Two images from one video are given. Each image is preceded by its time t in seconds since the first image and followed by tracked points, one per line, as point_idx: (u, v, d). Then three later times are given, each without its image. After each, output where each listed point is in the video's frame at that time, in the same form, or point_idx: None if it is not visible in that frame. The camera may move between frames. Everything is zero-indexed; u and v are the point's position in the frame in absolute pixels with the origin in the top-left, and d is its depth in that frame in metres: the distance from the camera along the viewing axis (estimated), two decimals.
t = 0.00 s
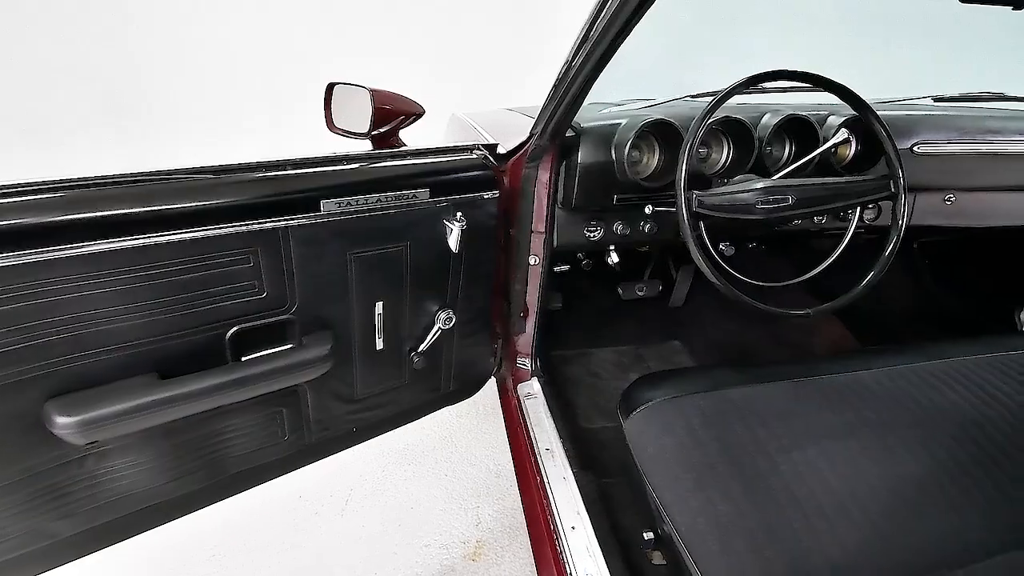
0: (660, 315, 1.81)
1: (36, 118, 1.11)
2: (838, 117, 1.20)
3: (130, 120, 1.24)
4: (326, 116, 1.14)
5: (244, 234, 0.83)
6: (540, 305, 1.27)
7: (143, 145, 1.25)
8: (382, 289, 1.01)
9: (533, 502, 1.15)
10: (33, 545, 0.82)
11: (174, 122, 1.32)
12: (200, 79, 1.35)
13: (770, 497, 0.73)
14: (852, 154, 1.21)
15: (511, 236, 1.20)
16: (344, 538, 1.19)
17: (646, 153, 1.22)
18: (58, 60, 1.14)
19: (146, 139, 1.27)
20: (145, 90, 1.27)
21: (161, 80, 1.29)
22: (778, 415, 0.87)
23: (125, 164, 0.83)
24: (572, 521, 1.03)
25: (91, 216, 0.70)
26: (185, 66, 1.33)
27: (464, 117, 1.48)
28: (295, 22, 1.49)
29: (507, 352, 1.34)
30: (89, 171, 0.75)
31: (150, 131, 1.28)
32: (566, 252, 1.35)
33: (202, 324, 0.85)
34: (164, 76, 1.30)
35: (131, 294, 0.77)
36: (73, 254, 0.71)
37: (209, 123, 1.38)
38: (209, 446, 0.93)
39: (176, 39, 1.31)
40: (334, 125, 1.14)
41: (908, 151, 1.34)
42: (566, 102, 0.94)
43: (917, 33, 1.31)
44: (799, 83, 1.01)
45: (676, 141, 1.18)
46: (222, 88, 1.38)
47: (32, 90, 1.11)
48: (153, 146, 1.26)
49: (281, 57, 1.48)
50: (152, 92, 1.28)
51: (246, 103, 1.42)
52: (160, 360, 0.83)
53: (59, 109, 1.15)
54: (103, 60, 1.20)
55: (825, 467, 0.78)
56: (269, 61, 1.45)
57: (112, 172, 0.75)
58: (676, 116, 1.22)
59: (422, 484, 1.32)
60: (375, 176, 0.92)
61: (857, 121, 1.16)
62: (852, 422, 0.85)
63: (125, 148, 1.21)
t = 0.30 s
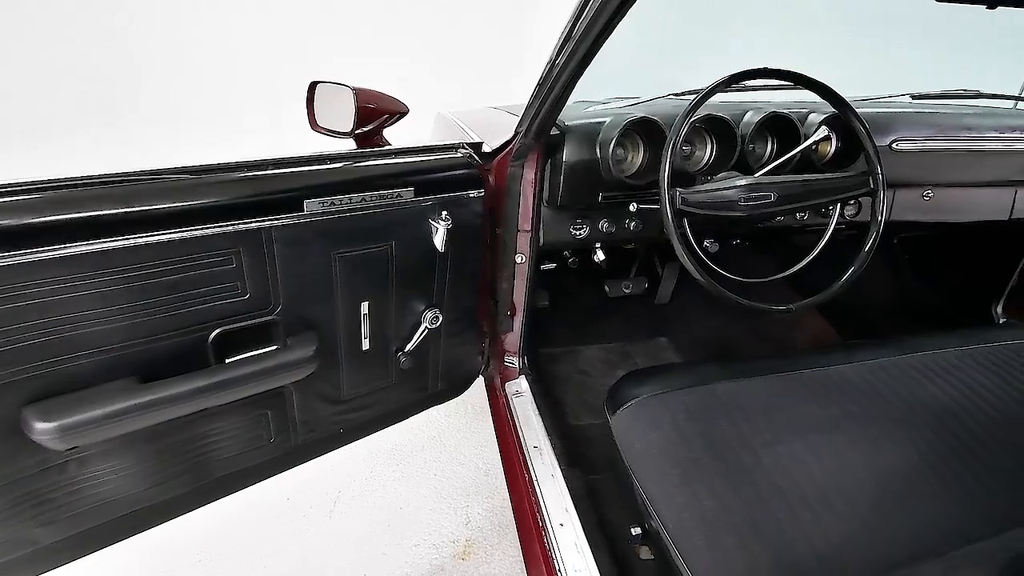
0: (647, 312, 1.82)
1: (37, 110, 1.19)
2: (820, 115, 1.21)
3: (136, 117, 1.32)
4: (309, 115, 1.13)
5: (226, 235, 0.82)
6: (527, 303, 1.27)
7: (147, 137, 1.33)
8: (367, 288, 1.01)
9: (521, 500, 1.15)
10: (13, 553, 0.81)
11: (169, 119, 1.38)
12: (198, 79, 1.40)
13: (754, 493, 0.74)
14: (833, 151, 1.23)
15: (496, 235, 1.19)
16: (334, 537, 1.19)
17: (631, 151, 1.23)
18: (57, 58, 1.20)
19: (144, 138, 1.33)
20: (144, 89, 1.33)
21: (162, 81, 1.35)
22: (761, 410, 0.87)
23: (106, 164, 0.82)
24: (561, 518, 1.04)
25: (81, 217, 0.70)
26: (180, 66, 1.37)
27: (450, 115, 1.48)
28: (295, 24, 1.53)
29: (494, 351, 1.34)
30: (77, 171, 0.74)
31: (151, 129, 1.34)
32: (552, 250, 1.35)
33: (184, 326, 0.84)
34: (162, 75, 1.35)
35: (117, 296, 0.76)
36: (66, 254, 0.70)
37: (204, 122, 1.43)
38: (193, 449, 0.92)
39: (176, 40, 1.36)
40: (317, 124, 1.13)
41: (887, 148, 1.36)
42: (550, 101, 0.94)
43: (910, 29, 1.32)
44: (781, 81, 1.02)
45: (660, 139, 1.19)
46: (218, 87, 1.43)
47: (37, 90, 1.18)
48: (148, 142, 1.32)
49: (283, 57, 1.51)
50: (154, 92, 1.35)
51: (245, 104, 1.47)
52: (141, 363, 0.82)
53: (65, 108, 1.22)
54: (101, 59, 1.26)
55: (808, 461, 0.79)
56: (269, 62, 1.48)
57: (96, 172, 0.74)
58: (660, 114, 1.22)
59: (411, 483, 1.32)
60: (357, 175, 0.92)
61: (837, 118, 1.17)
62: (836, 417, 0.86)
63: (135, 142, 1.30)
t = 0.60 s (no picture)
0: (633, 309, 1.83)
1: (39, 111, 1.20)
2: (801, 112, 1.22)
3: (136, 113, 1.34)
4: (292, 115, 1.12)
5: (208, 235, 0.81)
6: (514, 301, 1.27)
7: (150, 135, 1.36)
8: (352, 288, 1.00)
9: (511, 498, 1.15)
10: None
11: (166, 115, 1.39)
12: (194, 75, 1.42)
13: (741, 486, 0.74)
14: (814, 148, 1.25)
15: (483, 233, 1.19)
16: (323, 540, 1.18)
17: (616, 149, 1.23)
18: (57, 58, 1.21)
19: (141, 131, 1.34)
20: (140, 87, 1.34)
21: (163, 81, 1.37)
22: (747, 404, 0.87)
23: (88, 163, 0.81)
24: (550, 515, 1.04)
25: (69, 217, 0.70)
26: (177, 64, 1.39)
27: (436, 114, 1.47)
28: (295, 23, 1.54)
29: (482, 350, 1.34)
30: (63, 170, 0.73)
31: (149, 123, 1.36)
32: (539, 247, 1.36)
33: (165, 329, 0.83)
34: (158, 74, 1.36)
35: (102, 297, 0.75)
36: (58, 254, 0.70)
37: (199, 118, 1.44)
38: (177, 454, 0.91)
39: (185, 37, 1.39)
40: (300, 123, 1.11)
41: (867, 145, 1.38)
42: (534, 100, 0.94)
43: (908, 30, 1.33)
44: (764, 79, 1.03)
45: (644, 137, 1.20)
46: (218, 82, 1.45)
47: (36, 90, 1.19)
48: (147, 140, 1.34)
49: (283, 58, 1.54)
50: (157, 89, 1.37)
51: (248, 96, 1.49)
52: (122, 367, 0.81)
53: (69, 107, 1.24)
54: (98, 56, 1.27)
55: (794, 453, 0.79)
56: (270, 62, 1.51)
57: (82, 170, 0.74)
58: (644, 112, 1.23)
59: (400, 484, 1.31)
60: (340, 174, 0.91)
61: (818, 116, 1.19)
62: (824, 410, 0.86)
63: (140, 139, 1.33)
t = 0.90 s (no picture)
0: (620, 306, 1.84)
1: (43, 109, 1.27)
2: (783, 111, 1.24)
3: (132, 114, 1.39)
4: (274, 114, 1.11)
5: (189, 237, 0.79)
6: (502, 300, 1.27)
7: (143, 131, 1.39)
8: (338, 289, 0.99)
9: (499, 497, 1.15)
10: None
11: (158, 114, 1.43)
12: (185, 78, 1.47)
13: (728, 482, 0.75)
14: (796, 145, 1.26)
15: (469, 232, 1.19)
16: (311, 542, 1.17)
17: (602, 147, 1.23)
18: (55, 57, 1.28)
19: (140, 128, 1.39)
20: (136, 87, 1.40)
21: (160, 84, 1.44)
22: (732, 399, 0.88)
23: (70, 163, 0.80)
24: (538, 514, 1.05)
25: (73, 217, 0.70)
26: (175, 61, 1.45)
27: (421, 113, 1.47)
28: (294, 23, 1.61)
29: (469, 349, 1.34)
30: (55, 170, 0.73)
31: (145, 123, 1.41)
32: (526, 246, 1.36)
33: (146, 333, 0.82)
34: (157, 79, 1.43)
35: (87, 300, 0.75)
36: (35, 257, 0.69)
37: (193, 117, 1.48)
38: (161, 459, 0.90)
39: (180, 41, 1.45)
40: (282, 122, 1.10)
41: (848, 142, 1.39)
42: (518, 99, 0.94)
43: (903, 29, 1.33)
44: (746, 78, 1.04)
45: (629, 135, 1.20)
46: (213, 81, 1.50)
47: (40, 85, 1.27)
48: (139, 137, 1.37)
49: (281, 57, 1.60)
50: (158, 91, 1.44)
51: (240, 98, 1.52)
52: (103, 372, 0.80)
53: (69, 104, 1.30)
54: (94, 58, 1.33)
55: (779, 448, 0.79)
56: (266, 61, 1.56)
57: (72, 171, 0.73)
58: (628, 111, 1.23)
59: (389, 484, 1.31)
60: (324, 174, 0.90)
61: (800, 114, 1.20)
62: (808, 404, 0.86)
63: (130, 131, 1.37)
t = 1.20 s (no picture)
0: (607, 304, 1.85)
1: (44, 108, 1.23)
2: (764, 109, 1.25)
3: (130, 114, 1.37)
4: (255, 114, 1.10)
5: (170, 239, 0.78)
6: (489, 299, 1.28)
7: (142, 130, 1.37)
8: (323, 290, 0.99)
9: (488, 496, 1.15)
10: None
11: (153, 114, 1.42)
12: (179, 77, 1.46)
13: (711, 476, 0.75)
14: (778, 143, 1.27)
15: (455, 232, 1.19)
16: (300, 546, 1.16)
17: (586, 146, 1.24)
18: (56, 56, 1.25)
19: (139, 127, 1.36)
20: (131, 87, 1.38)
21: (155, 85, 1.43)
22: (716, 394, 0.88)
23: (53, 165, 0.79)
24: (527, 512, 1.05)
25: (65, 217, 0.69)
26: (175, 61, 1.44)
27: (406, 111, 1.47)
28: (294, 23, 1.61)
29: (457, 349, 1.33)
30: (45, 172, 0.72)
31: (143, 123, 1.39)
32: (512, 245, 1.36)
33: (126, 337, 0.80)
34: (148, 78, 1.41)
35: (68, 303, 0.74)
36: (13, 261, 0.67)
37: (185, 117, 1.47)
38: (143, 464, 0.88)
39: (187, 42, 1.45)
40: (264, 122, 1.09)
41: (828, 140, 1.41)
42: (503, 97, 0.94)
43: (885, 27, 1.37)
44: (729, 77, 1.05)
45: (613, 134, 1.21)
46: (206, 81, 1.49)
47: (42, 83, 1.24)
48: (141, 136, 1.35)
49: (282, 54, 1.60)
50: (157, 91, 1.43)
51: (231, 98, 1.51)
52: (82, 377, 0.78)
53: (70, 104, 1.27)
54: (91, 58, 1.31)
55: (764, 440, 0.79)
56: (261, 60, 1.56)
57: (55, 173, 0.72)
58: (612, 109, 1.24)
59: (378, 486, 1.30)
60: (307, 173, 0.89)
61: (781, 112, 1.21)
62: (791, 397, 0.87)
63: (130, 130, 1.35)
